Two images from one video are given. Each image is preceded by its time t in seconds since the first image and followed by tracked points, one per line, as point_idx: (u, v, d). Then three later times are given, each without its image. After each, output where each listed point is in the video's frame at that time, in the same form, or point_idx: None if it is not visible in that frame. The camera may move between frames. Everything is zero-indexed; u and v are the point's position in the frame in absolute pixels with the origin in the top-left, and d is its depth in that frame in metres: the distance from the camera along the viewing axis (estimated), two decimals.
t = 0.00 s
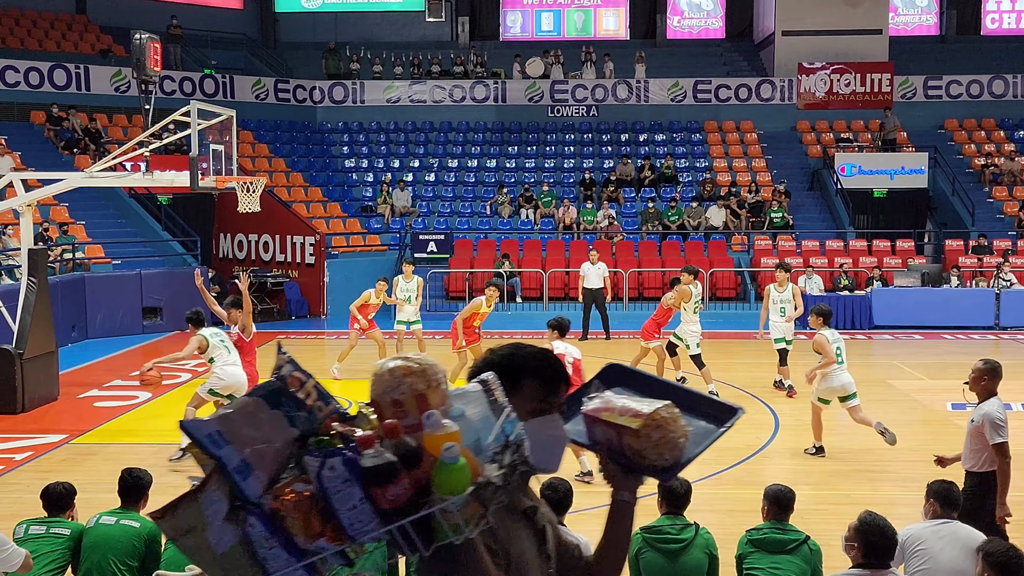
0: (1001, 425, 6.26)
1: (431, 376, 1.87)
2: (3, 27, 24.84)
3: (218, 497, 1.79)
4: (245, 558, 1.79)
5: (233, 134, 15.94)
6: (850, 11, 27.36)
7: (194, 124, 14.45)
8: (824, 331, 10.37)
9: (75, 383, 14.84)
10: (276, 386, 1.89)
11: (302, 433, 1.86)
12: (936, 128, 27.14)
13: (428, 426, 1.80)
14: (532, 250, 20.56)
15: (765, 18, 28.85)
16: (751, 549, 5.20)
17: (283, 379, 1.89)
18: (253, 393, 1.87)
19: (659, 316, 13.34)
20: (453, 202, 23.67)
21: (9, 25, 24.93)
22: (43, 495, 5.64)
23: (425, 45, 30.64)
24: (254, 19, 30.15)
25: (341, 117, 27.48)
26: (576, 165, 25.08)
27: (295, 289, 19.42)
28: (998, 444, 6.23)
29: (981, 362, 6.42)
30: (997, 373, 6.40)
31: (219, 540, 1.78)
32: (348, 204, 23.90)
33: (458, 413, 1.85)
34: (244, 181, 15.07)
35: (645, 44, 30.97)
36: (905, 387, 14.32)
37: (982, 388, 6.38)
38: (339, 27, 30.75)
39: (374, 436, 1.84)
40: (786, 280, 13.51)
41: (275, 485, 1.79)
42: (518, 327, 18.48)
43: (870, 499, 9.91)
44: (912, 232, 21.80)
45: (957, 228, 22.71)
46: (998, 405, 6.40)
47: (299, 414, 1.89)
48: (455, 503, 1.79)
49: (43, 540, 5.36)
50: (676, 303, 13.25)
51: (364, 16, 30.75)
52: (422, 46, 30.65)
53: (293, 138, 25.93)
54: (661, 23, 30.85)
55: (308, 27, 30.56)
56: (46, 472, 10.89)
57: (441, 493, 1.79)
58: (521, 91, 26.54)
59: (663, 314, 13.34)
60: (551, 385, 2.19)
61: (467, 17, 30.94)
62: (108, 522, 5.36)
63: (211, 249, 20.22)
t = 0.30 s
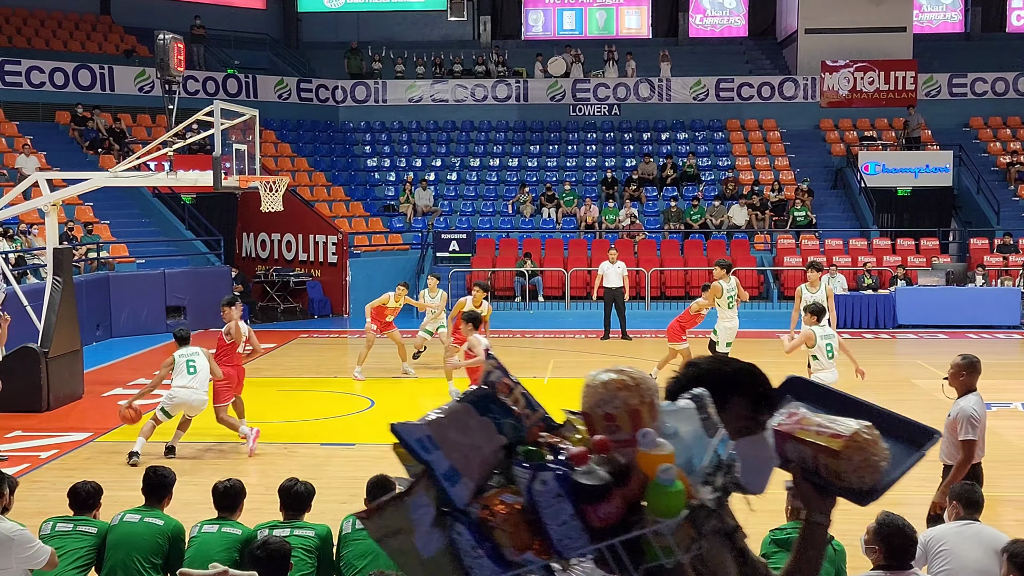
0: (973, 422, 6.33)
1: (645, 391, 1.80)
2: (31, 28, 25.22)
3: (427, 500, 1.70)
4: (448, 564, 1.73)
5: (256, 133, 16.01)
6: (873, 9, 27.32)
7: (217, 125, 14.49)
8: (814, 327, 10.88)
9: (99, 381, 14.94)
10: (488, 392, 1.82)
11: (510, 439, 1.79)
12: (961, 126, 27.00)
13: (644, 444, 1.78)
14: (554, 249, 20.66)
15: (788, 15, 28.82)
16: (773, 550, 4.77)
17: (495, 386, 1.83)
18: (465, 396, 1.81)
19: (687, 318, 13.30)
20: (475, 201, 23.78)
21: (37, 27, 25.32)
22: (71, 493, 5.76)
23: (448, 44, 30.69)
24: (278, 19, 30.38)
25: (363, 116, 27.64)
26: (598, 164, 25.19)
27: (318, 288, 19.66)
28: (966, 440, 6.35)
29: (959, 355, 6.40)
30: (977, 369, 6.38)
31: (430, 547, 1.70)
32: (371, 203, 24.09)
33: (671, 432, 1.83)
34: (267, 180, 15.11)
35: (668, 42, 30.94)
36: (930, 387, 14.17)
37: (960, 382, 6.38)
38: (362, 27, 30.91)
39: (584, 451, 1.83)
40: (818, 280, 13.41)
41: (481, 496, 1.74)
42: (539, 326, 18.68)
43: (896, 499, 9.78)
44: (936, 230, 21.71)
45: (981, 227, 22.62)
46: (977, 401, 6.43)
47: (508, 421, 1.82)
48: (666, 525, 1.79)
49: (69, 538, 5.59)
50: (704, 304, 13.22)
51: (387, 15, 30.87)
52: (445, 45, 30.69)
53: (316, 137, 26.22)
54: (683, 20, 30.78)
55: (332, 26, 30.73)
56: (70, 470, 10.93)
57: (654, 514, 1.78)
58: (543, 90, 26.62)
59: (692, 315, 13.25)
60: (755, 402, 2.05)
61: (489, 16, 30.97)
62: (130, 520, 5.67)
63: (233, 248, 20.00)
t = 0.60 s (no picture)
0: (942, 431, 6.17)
1: (897, 380, 1.99)
2: (52, 29, 25.47)
3: (660, 498, 1.92)
4: (688, 562, 1.94)
5: (274, 133, 16.06)
6: (892, 8, 27.30)
7: (235, 124, 14.50)
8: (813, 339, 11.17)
9: (118, 379, 15.02)
10: (718, 383, 2.00)
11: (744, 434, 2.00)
12: (980, 126, 26.86)
13: (910, 435, 2.00)
14: (572, 248, 20.70)
15: (806, 14, 28.77)
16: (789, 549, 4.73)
17: (723, 377, 2.01)
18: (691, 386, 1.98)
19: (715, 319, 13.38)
20: (492, 201, 23.86)
21: (57, 28, 25.55)
22: (88, 489, 5.79)
23: (465, 44, 30.71)
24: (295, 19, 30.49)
25: (380, 116, 27.72)
26: (615, 163, 25.21)
27: (336, 288, 19.68)
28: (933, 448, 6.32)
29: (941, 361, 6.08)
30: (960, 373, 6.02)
31: (666, 545, 1.91)
32: (388, 202, 24.21)
33: (929, 419, 2.03)
34: (285, 180, 15.13)
35: (684, 41, 30.85)
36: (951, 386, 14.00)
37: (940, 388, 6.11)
38: (380, 27, 31.00)
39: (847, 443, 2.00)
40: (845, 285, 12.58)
41: (720, 490, 1.96)
42: (556, 325, 18.79)
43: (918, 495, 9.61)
44: (955, 229, 21.57)
45: (1001, 227, 22.49)
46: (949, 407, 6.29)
47: (742, 413, 2.01)
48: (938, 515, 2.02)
49: (86, 533, 5.64)
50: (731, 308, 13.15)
51: (404, 15, 30.93)
52: (462, 45, 30.70)
53: (333, 137, 26.34)
54: (701, 19, 30.67)
55: (349, 26, 30.83)
56: (88, 468, 10.97)
57: (927, 503, 2.03)
58: (560, 90, 26.61)
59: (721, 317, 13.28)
60: (973, 392, 2.46)
61: (506, 16, 30.93)
62: (147, 518, 5.70)
63: (251, 247, 20.24)
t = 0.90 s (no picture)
0: (928, 413, 6.80)
1: None
2: (68, 29, 25.65)
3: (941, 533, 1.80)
4: None
5: (287, 132, 16.08)
6: (907, 7, 27.28)
7: (249, 124, 14.52)
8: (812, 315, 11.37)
9: (133, 378, 15.08)
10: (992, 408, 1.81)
11: None
12: (996, 125, 26.75)
13: None
14: (585, 248, 20.76)
15: (821, 13, 28.74)
16: (806, 550, 5.20)
17: (992, 402, 1.81)
18: (955, 413, 1.83)
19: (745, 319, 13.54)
20: (505, 200, 23.92)
21: (73, 28, 25.72)
22: (104, 487, 5.79)
23: (479, 44, 30.74)
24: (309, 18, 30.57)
25: (394, 116, 27.77)
26: (628, 163, 25.23)
27: (349, 287, 19.71)
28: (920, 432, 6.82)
29: (926, 352, 7.00)
30: (941, 366, 6.96)
31: None
32: (401, 201, 24.28)
33: None
34: (298, 180, 15.15)
35: (699, 40, 30.80)
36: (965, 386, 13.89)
37: (923, 377, 7.02)
38: (394, 27, 31.07)
39: None
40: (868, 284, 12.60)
41: (1004, 520, 1.80)
42: (569, 325, 18.84)
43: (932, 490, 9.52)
44: (970, 229, 21.46)
45: (1017, 227, 22.35)
46: (935, 395, 6.92)
47: None
48: None
49: (101, 530, 5.67)
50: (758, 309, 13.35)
51: (418, 16, 31.01)
52: (475, 45, 30.75)
53: (347, 136, 26.42)
54: (715, 19, 30.61)
55: (363, 26, 30.90)
56: (102, 466, 11.03)
57: None
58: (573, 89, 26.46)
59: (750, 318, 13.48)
60: None
61: (520, 16, 30.94)
62: (162, 516, 5.70)
63: (266, 247, 20.29)
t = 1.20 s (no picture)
0: (909, 408, 6.74)
1: None
2: (79, 28, 25.73)
3: None
4: None
5: (298, 132, 16.10)
6: (918, 6, 27.22)
7: (260, 123, 14.50)
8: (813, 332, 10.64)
9: (143, 377, 15.11)
10: None
11: None
12: (1008, 124, 26.67)
13: None
14: (595, 247, 20.80)
15: (832, 12, 28.68)
16: (817, 550, 5.19)
17: None
18: None
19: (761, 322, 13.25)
20: (515, 200, 23.95)
21: (84, 27, 25.80)
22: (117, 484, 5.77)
23: (489, 43, 30.77)
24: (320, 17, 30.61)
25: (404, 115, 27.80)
26: (638, 162, 25.21)
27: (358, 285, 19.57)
28: (902, 427, 6.73)
29: (907, 350, 7.00)
30: (924, 362, 6.94)
31: None
32: (411, 201, 24.31)
33: None
34: (309, 179, 15.14)
35: (709, 40, 30.74)
36: (976, 387, 13.85)
37: (908, 372, 6.98)
38: (403, 26, 31.09)
39: None
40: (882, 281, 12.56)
41: None
42: (578, 325, 18.87)
43: (941, 488, 9.50)
44: (981, 229, 21.41)
45: None
46: (919, 392, 6.87)
47: None
48: None
49: (112, 529, 5.67)
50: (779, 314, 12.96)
51: (428, 16, 31.03)
52: (485, 44, 30.77)
53: (357, 136, 26.45)
54: (726, 18, 30.55)
55: (373, 26, 30.92)
56: (113, 464, 11.06)
57: None
58: (584, 89, 26.67)
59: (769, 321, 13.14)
60: None
61: (530, 15, 30.95)
62: (172, 515, 5.68)
63: (276, 246, 20.36)
